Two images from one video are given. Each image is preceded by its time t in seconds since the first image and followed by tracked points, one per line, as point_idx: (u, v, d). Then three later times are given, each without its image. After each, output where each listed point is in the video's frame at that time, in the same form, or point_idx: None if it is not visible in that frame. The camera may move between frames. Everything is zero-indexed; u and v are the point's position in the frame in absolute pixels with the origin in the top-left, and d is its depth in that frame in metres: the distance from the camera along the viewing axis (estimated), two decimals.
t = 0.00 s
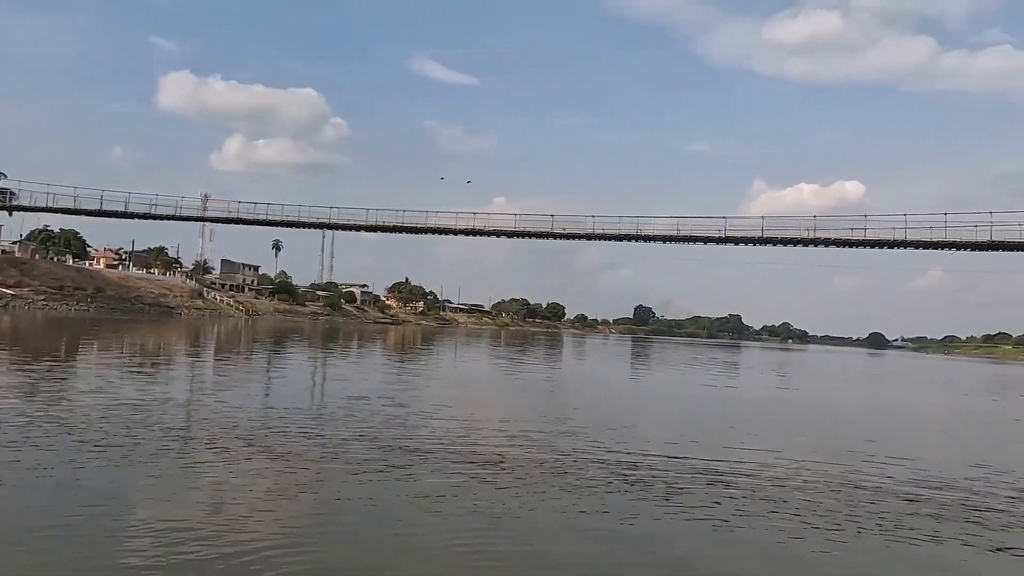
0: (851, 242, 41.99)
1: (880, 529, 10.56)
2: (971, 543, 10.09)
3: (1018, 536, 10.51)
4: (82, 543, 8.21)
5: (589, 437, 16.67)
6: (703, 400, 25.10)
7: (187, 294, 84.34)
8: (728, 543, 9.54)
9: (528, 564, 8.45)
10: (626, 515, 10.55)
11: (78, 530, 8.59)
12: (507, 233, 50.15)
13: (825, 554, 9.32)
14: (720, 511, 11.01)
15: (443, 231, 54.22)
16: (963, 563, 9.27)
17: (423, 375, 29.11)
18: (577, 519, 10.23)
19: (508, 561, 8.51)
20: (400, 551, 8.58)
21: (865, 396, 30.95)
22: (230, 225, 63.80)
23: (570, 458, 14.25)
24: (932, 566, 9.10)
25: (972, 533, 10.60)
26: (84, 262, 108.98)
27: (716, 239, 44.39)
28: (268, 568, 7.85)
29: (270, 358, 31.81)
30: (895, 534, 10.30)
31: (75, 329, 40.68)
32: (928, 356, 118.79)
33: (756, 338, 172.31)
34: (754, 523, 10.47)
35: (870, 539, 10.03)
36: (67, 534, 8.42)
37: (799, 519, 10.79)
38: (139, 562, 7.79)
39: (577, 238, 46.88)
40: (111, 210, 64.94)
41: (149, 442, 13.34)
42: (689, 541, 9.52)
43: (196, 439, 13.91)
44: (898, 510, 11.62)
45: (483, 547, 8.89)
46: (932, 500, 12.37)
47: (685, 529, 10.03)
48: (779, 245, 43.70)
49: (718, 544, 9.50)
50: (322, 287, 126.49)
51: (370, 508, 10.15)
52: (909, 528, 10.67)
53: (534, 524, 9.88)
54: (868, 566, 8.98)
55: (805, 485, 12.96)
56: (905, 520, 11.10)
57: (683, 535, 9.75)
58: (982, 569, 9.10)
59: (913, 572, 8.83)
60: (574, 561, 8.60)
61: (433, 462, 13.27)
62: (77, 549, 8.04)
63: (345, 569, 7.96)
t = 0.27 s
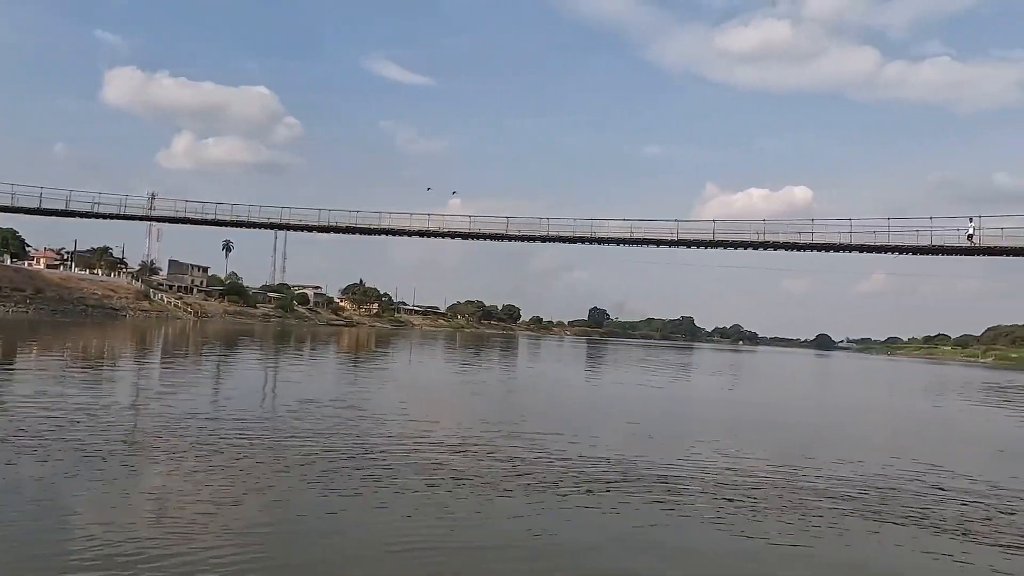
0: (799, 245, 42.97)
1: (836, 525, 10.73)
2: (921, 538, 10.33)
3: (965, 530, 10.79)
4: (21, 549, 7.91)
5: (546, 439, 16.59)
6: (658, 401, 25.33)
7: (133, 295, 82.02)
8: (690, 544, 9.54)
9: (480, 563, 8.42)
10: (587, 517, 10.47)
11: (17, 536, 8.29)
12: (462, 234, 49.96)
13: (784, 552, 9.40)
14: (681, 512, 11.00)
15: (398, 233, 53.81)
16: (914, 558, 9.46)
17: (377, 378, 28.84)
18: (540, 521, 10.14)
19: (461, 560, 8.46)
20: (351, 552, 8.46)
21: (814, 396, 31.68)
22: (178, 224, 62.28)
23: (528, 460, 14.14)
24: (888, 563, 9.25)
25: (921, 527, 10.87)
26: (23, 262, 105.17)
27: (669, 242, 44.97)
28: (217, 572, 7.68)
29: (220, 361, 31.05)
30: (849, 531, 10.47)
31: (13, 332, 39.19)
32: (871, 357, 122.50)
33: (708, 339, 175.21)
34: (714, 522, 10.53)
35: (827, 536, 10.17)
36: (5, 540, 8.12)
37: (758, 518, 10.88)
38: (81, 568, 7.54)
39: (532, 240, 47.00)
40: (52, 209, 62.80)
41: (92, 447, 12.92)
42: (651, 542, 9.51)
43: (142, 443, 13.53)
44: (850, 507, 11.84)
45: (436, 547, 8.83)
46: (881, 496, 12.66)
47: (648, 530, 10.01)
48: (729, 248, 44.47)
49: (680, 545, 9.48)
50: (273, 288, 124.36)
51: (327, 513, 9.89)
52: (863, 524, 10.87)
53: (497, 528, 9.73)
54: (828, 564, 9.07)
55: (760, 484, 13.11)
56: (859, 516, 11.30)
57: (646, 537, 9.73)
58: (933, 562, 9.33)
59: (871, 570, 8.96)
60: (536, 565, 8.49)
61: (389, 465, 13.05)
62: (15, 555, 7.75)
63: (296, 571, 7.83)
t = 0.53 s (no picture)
0: (746, 248, 43.85)
1: (784, 522, 10.94)
2: (865, 532, 10.60)
3: (907, 524, 11.12)
4: None
5: (500, 441, 16.56)
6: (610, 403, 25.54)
7: (72, 295, 79.29)
8: (645, 543, 9.60)
9: (430, 565, 8.35)
10: (543, 517, 10.46)
11: None
12: (414, 235, 49.64)
13: (735, 548, 9.55)
14: (635, 511, 11.09)
15: (349, 233, 53.18)
16: (859, 551, 9.70)
17: (327, 380, 28.42)
18: (494, 522, 10.09)
19: (411, 562, 8.40)
20: (298, 555, 8.32)
21: (760, 396, 32.32)
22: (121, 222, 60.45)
23: (479, 461, 14.10)
24: (835, 557, 9.46)
25: (865, 521, 11.16)
26: None
27: (621, 244, 45.40)
28: None
29: (164, 363, 30.22)
30: (797, 527, 10.68)
31: None
32: (815, 358, 125.72)
33: (659, 340, 177.52)
34: (667, 521, 10.63)
35: (777, 532, 10.36)
36: None
37: (709, 516, 11.02)
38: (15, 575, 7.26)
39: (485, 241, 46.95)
40: None
41: (28, 451, 12.44)
42: (606, 542, 9.55)
43: (82, 447, 13.08)
44: (798, 503, 12.09)
45: (386, 549, 8.73)
46: (827, 492, 12.96)
47: (603, 529, 10.04)
48: (679, 250, 45.12)
49: (634, 544, 9.54)
50: (221, 289, 121.65)
51: (277, 516, 9.67)
52: (809, 519, 11.11)
53: (451, 530, 9.65)
54: (778, 560, 9.23)
55: (710, 483, 13.30)
56: (806, 512, 11.55)
57: (601, 537, 9.76)
58: (878, 556, 9.56)
59: (818, 564, 9.15)
60: (492, 565, 8.45)
61: (340, 467, 12.85)
62: None
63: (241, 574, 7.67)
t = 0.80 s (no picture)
0: (694, 251, 44.60)
1: (731, 521, 11.12)
2: (808, 529, 10.85)
3: (844, 521, 11.44)
4: None
5: (449, 443, 16.51)
6: (560, 404, 25.67)
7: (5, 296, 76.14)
8: (595, 544, 9.65)
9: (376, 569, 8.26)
10: (493, 521, 10.42)
11: None
12: (364, 236, 49.14)
13: (684, 548, 9.66)
14: (586, 513, 11.14)
15: (297, 233, 52.31)
16: (803, 548, 9.92)
17: (274, 382, 27.86)
18: (445, 526, 10.02)
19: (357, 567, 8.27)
20: (243, 562, 8.14)
21: (708, 397, 32.87)
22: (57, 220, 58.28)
23: (429, 464, 13.99)
24: (779, 554, 9.66)
25: (809, 519, 11.42)
26: None
27: (572, 245, 45.68)
28: None
29: (103, 366, 29.30)
30: (743, 525, 10.88)
31: None
32: (761, 359, 128.58)
33: (609, 342, 179.28)
34: (617, 522, 10.70)
35: (724, 531, 10.52)
36: None
37: (658, 516, 11.15)
38: None
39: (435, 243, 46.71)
40: None
41: None
42: (557, 544, 9.56)
43: (15, 453, 12.56)
44: (744, 502, 12.31)
45: (331, 555, 8.60)
46: (772, 490, 13.23)
47: (553, 532, 10.06)
48: (629, 252, 45.61)
49: (585, 546, 9.57)
50: (164, 289, 118.35)
51: (221, 523, 9.43)
52: (756, 518, 11.32)
53: (397, 533, 9.56)
54: (725, 559, 9.38)
55: (659, 482, 13.46)
56: (752, 510, 11.77)
57: (551, 539, 9.77)
58: (821, 553, 9.79)
59: (764, 561, 9.33)
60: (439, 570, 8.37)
61: (287, 472, 12.61)
62: None
63: None
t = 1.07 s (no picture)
0: (643, 252, 45.16)
1: (679, 518, 11.27)
2: (753, 525, 11.05)
3: (788, 515, 11.75)
4: None
5: (399, 444, 16.39)
6: (510, 404, 25.72)
7: None
8: (545, 543, 9.65)
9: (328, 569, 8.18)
10: (443, 521, 10.35)
11: None
12: (313, 235, 48.41)
13: (633, 545, 9.74)
14: (535, 511, 11.15)
15: (243, 232, 51.23)
16: (748, 543, 10.10)
17: (220, 384, 27.22)
18: (394, 526, 9.90)
19: (309, 567, 8.19)
20: (190, 564, 7.98)
21: (657, 396, 33.31)
22: None
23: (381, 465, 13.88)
24: (726, 549, 9.81)
25: (754, 515, 11.64)
26: None
27: (523, 246, 45.78)
28: None
29: (37, 367, 28.25)
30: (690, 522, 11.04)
31: None
32: (708, 359, 130.99)
33: (560, 342, 180.43)
34: (566, 520, 10.75)
35: (671, 527, 10.65)
36: None
37: (607, 514, 11.23)
38: None
39: (385, 242, 46.30)
40: None
41: None
42: (507, 543, 9.53)
43: None
44: (692, 499, 12.49)
45: (282, 555, 8.49)
46: (718, 488, 13.45)
47: (503, 531, 10.03)
48: (580, 253, 45.94)
49: (534, 544, 9.57)
50: (103, 289, 114.53)
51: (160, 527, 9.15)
52: (703, 515, 11.48)
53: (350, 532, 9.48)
54: (672, 554, 9.49)
55: (608, 481, 13.56)
56: (699, 508, 11.94)
57: (501, 538, 9.75)
58: (765, 547, 9.99)
59: (713, 554, 9.53)
60: (393, 569, 8.33)
61: (231, 475, 12.32)
62: None
63: None
